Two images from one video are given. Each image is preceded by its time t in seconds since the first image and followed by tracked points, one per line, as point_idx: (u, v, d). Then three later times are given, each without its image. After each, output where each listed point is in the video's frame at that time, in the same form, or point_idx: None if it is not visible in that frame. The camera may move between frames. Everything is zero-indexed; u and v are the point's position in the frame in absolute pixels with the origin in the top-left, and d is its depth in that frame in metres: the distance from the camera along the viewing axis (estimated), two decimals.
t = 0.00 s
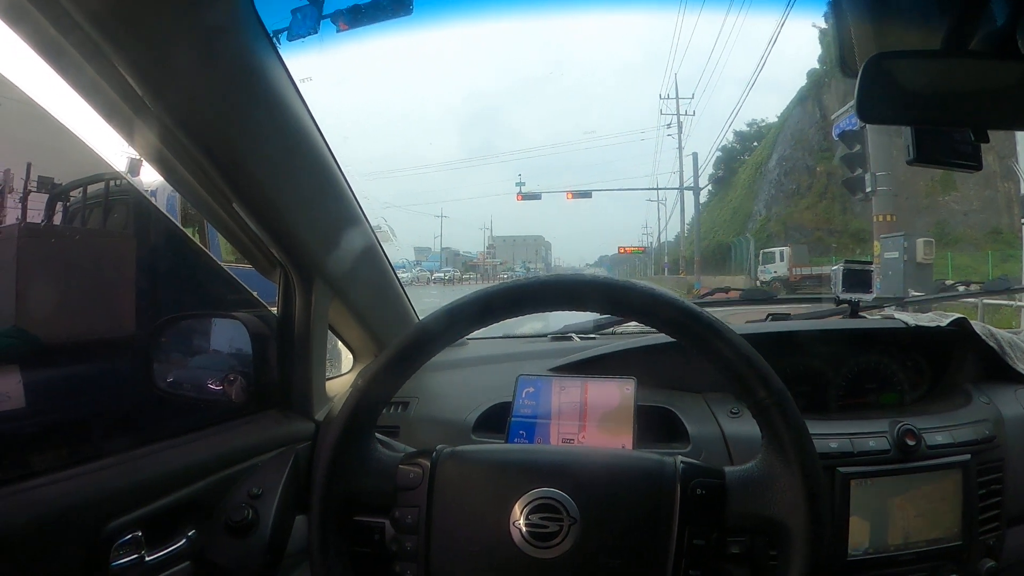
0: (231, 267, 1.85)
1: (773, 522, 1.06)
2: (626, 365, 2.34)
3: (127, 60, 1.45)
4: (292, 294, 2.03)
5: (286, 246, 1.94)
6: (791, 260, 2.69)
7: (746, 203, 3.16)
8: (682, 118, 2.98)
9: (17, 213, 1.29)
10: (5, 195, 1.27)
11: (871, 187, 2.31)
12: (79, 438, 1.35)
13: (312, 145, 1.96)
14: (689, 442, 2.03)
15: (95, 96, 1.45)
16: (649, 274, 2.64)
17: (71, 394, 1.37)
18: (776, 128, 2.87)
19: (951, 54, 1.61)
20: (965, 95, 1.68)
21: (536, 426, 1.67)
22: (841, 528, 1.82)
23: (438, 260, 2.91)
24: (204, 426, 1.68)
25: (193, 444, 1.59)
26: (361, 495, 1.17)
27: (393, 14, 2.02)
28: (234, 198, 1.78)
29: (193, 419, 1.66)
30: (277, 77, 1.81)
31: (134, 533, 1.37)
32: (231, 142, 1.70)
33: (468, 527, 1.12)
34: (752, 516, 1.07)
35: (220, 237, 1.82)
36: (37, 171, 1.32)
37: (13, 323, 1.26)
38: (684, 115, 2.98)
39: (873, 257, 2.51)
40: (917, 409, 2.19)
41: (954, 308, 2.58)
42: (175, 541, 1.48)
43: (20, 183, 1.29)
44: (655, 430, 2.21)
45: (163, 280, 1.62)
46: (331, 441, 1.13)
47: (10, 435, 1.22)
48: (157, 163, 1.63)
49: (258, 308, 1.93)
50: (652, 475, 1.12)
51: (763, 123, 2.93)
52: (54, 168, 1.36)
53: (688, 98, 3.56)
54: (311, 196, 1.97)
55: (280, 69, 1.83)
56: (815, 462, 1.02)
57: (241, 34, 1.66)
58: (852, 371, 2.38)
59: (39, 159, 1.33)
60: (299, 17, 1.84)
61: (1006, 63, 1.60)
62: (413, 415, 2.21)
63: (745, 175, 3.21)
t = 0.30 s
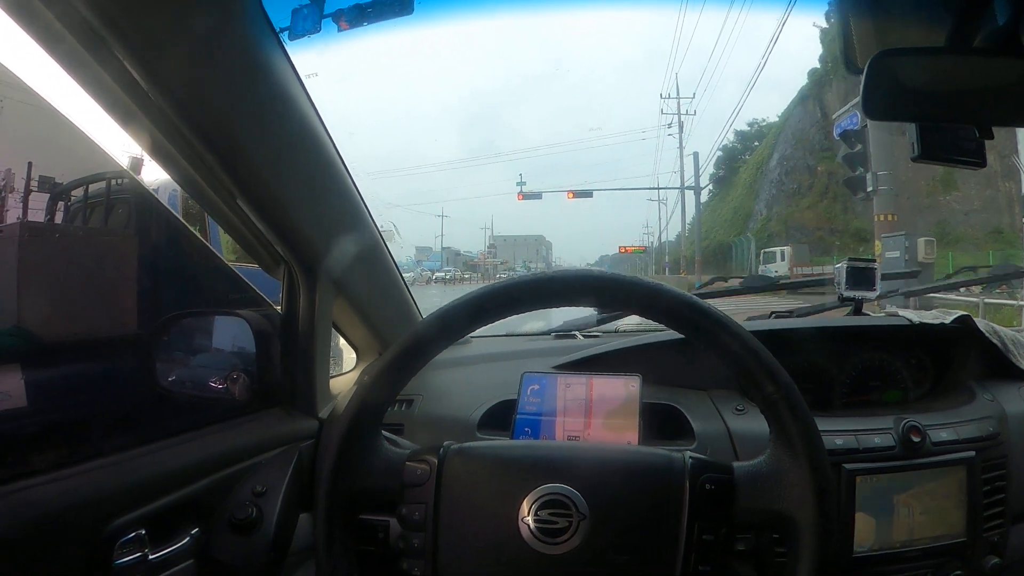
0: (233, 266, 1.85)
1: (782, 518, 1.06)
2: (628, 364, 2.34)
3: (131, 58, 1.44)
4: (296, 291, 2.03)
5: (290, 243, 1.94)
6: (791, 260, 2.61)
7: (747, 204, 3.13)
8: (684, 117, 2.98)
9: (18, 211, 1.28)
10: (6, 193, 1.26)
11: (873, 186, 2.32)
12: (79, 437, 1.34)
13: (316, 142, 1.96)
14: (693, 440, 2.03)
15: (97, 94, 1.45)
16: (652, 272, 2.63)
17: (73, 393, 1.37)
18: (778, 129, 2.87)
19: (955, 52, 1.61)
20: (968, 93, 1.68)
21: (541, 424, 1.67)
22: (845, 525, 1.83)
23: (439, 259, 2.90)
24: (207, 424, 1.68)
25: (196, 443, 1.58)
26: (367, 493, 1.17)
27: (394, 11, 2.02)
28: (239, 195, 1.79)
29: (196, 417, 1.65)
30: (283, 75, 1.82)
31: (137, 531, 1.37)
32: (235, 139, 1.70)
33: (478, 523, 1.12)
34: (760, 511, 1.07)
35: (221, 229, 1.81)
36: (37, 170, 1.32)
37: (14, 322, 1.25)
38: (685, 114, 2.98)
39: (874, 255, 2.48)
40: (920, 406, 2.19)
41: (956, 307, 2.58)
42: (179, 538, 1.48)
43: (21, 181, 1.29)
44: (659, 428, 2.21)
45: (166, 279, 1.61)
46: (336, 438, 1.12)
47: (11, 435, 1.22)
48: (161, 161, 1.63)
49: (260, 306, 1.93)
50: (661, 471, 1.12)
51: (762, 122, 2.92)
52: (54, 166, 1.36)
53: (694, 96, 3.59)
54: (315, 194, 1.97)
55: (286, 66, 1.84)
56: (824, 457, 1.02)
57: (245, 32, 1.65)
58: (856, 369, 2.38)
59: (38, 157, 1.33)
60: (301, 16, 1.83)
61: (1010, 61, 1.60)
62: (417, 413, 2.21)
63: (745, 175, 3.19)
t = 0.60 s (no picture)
0: (233, 266, 1.86)
1: (774, 521, 1.07)
2: (626, 365, 2.35)
3: (131, 61, 1.46)
4: (294, 292, 2.04)
5: (288, 245, 1.95)
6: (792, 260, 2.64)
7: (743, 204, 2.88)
8: (683, 117, 2.98)
9: (19, 211, 1.30)
10: (6, 194, 1.27)
11: (872, 186, 2.32)
12: (80, 437, 1.36)
13: (315, 144, 1.97)
14: (690, 441, 2.04)
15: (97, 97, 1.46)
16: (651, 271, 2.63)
17: (74, 393, 1.38)
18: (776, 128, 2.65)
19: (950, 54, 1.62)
20: (964, 96, 1.69)
21: (538, 425, 1.68)
22: (841, 527, 1.83)
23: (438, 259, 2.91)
24: (207, 425, 1.69)
25: (195, 444, 1.60)
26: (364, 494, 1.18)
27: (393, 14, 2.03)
28: (237, 198, 1.80)
29: (195, 418, 1.67)
30: (281, 78, 1.83)
31: (137, 531, 1.38)
32: (234, 142, 1.71)
33: (472, 525, 1.13)
34: (751, 514, 1.09)
35: (220, 234, 1.82)
36: (37, 171, 1.34)
37: (16, 323, 1.27)
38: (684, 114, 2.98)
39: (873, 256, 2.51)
40: (917, 408, 2.20)
41: (954, 308, 2.57)
42: (179, 538, 1.50)
43: (21, 182, 1.30)
44: (656, 429, 2.22)
45: (166, 281, 1.62)
46: (333, 440, 1.13)
47: (13, 435, 1.23)
48: (157, 162, 1.65)
49: (259, 307, 1.94)
50: (654, 474, 1.13)
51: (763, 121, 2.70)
52: (54, 168, 1.37)
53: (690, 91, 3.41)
54: (313, 196, 1.98)
55: (284, 70, 1.85)
56: (815, 460, 1.03)
57: (244, 35, 1.67)
58: (853, 371, 2.39)
59: (39, 158, 1.34)
60: (301, 17, 1.84)
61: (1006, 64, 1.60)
62: (416, 414, 2.23)
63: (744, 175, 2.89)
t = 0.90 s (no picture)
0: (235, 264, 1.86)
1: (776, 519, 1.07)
2: (628, 364, 2.34)
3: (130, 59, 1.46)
4: (295, 291, 2.04)
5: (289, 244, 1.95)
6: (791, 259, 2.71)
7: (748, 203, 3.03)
8: (684, 117, 2.98)
9: (20, 212, 1.29)
10: (7, 194, 1.26)
11: (873, 185, 2.31)
12: (79, 436, 1.35)
13: (315, 143, 1.97)
14: (691, 440, 2.04)
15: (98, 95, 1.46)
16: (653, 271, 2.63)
17: (75, 393, 1.37)
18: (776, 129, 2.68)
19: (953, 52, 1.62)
20: (968, 94, 1.68)
21: (540, 424, 1.68)
22: (843, 526, 1.83)
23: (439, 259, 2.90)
24: (207, 424, 1.69)
25: (195, 444, 1.60)
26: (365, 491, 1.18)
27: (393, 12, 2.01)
28: (238, 196, 1.80)
29: (195, 417, 1.67)
30: (282, 77, 1.83)
31: (138, 531, 1.38)
32: (233, 140, 1.71)
33: (475, 524, 1.13)
34: (753, 512, 1.09)
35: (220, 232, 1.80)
36: (38, 170, 1.32)
37: (16, 323, 1.26)
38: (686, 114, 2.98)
39: (875, 256, 2.50)
40: (919, 407, 2.20)
41: (954, 308, 2.52)
42: (180, 538, 1.49)
43: (22, 181, 1.29)
44: (657, 428, 2.22)
45: (167, 281, 1.61)
46: (334, 439, 1.12)
47: (13, 436, 1.22)
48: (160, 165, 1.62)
49: (260, 306, 1.94)
50: (657, 472, 1.13)
51: (762, 121, 2.72)
52: (55, 168, 1.36)
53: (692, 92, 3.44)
54: (313, 194, 1.98)
55: (285, 69, 1.85)
56: (817, 459, 1.03)
57: (243, 34, 1.67)
58: (854, 370, 2.40)
59: (40, 157, 1.33)
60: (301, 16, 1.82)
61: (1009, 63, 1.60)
62: (417, 413, 2.23)
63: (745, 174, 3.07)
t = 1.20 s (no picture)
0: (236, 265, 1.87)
1: (777, 519, 1.07)
2: (629, 364, 2.34)
3: (130, 59, 1.46)
4: (296, 290, 2.05)
5: (290, 244, 1.95)
6: (792, 259, 2.67)
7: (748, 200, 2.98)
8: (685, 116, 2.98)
9: (20, 211, 1.29)
10: (8, 194, 1.27)
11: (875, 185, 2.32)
12: (80, 436, 1.35)
13: (316, 143, 1.97)
14: (692, 440, 2.04)
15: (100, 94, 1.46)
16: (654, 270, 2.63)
17: (76, 393, 1.37)
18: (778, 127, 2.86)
19: (956, 51, 1.61)
20: (970, 94, 1.68)
21: (540, 424, 1.68)
22: (844, 526, 1.83)
23: (440, 258, 2.90)
24: (207, 424, 1.69)
25: (196, 443, 1.60)
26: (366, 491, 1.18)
27: (394, 12, 2.01)
28: (239, 196, 1.80)
29: (196, 417, 1.67)
30: (284, 76, 1.83)
31: (138, 530, 1.38)
32: (234, 139, 1.71)
33: (475, 525, 1.13)
34: (754, 513, 1.09)
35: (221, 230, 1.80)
36: (39, 170, 1.32)
37: (17, 323, 1.26)
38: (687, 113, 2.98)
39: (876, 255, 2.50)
40: (919, 407, 2.20)
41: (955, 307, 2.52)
42: (180, 538, 1.50)
43: (23, 181, 1.29)
44: (658, 428, 2.22)
45: (168, 281, 1.61)
46: (335, 439, 1.12)
47: (13, 436, 1.22)
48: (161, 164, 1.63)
49: (261, 306, 1.94)
50: (658, 473, 1.12)
51: (764, 120, 2.93)
52: (55, 168, 1.36)
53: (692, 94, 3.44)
54: (314, 194, 1.98)
55: (287, 68, 1.85)
56: (819, 460, 1.03)
57: (244, 33, 1.66)
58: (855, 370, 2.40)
59: (41, 158, 1.33)
60: (302, 16, 1.83)
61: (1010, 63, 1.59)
62: (417, 412, 2.23)
63: (746, 174, 3.14)
